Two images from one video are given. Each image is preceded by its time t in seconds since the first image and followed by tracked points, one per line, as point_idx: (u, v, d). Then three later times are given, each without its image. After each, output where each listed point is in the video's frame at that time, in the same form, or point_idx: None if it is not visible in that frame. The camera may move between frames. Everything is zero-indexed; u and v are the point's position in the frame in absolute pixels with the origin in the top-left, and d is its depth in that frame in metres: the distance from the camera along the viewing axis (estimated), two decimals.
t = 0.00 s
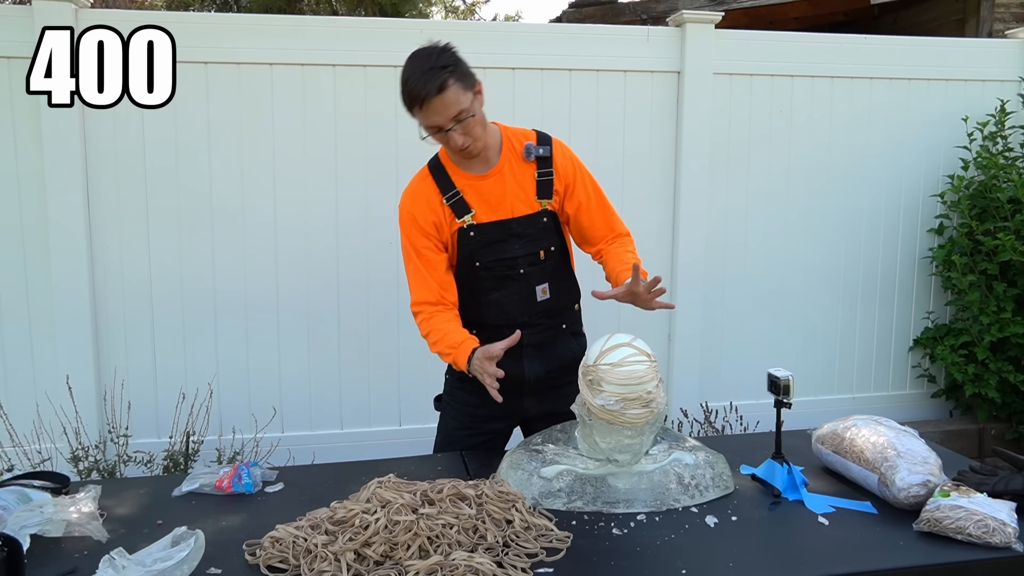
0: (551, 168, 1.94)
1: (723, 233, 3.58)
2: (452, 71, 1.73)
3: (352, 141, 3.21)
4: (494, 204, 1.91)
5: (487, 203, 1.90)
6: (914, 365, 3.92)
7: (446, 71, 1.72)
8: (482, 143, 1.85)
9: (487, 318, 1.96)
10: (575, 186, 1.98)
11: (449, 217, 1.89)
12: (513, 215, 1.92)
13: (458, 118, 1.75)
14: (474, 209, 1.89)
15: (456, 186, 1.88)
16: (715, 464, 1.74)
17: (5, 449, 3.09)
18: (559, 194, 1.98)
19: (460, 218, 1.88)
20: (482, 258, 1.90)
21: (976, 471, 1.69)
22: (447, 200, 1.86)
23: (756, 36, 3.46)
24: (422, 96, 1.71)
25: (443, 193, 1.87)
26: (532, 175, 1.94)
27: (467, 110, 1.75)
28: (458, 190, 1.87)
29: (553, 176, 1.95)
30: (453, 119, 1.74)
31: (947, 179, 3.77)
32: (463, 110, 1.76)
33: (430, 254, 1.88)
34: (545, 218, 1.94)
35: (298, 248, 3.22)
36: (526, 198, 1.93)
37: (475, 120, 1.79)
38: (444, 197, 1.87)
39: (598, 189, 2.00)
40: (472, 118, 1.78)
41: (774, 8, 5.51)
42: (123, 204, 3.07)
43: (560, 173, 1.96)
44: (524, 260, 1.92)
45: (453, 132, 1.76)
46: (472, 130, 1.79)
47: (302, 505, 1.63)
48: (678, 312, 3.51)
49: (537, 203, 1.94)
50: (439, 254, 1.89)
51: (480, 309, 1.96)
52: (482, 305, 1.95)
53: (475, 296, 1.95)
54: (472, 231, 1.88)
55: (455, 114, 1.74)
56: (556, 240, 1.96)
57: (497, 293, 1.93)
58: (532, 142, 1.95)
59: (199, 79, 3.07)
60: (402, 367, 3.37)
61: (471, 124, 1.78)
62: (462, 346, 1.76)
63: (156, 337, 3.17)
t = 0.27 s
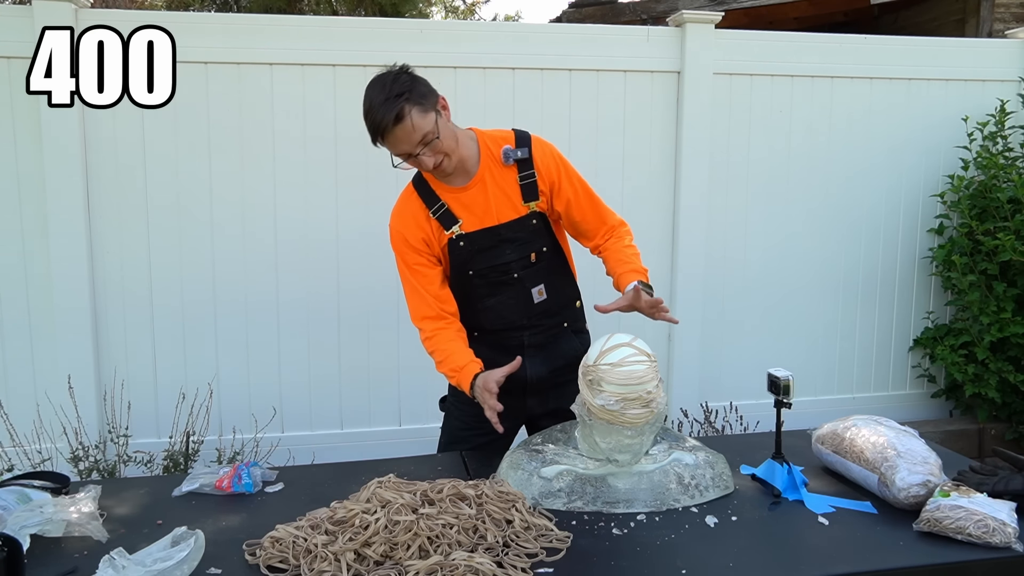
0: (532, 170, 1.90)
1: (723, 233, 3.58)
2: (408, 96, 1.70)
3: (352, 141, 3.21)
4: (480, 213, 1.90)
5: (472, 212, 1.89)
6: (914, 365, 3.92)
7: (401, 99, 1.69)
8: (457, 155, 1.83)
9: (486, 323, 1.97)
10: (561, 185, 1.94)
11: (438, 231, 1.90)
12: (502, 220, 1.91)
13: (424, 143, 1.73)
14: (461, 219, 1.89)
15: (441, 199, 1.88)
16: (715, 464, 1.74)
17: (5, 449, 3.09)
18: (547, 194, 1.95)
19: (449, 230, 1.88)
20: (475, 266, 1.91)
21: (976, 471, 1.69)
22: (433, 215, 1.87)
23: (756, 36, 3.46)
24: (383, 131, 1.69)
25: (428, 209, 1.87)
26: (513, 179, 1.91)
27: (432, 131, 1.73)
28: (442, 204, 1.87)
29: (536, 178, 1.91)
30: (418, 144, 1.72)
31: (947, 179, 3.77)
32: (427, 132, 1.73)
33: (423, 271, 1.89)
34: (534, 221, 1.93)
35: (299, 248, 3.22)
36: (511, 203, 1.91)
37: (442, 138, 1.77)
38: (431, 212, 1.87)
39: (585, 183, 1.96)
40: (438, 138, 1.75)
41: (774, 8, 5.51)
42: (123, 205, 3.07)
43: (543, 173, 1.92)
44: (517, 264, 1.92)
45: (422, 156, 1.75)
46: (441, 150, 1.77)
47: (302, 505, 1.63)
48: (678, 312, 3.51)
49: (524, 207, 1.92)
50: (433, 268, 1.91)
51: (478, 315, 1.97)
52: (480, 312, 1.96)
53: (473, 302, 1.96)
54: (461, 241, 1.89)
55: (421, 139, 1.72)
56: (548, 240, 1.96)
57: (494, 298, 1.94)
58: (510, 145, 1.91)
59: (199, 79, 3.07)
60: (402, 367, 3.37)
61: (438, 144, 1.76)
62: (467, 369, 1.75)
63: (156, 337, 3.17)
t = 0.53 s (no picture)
0: (533, 170, 1.89)
1: (723, 233, 3.58)
2: (402, 87, 1.71)
3: (352, 141, 3.21)
4: (480, 210, 1.90)
5: (473, 209, 1.90)
6: (914, 365, 3.92)
7: (395, 90, 1.70)
8: (457, 150, 1.81)
9: (485, 323, 1.97)
10: (561, 190, 1.91)
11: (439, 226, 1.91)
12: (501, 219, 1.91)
13: (419, 134, 1.73)
14: (462, 216, 1.89)
15: (443, 195, 1.89)
16: (716, 464, 1.74)
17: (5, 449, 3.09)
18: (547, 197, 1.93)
19: (449, 226, 1.89)
20: (475, 264, 1.91)
21: (976, 471, 1.69)
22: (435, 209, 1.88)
23: (756, 36, 3.46)
24: (377, 121, 1.70)
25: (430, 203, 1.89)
26: (514, 179, 1.90)
27: (427, 123, 1.72)
28: (445, 199, 1.88)
29: (536, 178, 1.90)
30: (414, 135, 1.72)
31: (947, 179, 3.78)
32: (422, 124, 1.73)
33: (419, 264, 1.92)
34: (534, 221, 1.92)
35: (299, 248, 3.22)
36: (510, 203, 1.91)
37: (440, 129, 1.76)
38: (433, 206, 1.88)
39: (586, 193, 1.92)
40: (434, 130, 1.75)
41: (774, 8, 5.51)
42: (123, 204, 3.07)
43: (544, 175, 1.90)
44: (516, 263, 1.92)
45: (419, 147, 1.75)
46: (438, 141, 1.76)
47: (303, 505, 1.63)
48: (678, 312, 3.51)
49: (524, 207, 1.91)
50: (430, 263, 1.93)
51: (477, 315, 1.97)
52: (479, 311, 1.97)
53: (472, 302, 1.96)
54: (461, 238, 1.89)
55: (415, 130, 1.72)
56: (548, 240, 1.95)
57: (493, 298, 1.94)
58: (514, 145, 1.91)
59: (199, 79, 3.07)
60: (402, 367, 3.37)
61: (435, 134, 1.75)
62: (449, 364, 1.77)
63: (156, 337, 3.17)
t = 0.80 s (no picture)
0: (546, 171, 1.90)
1: (723, 233, 3.58)
2: (435, 71, 1.70)
3: (352, 141, 3.20)
4: (486, 205, 1.91)
5: (479, 203, 1.91)
6: (914, 365, 3.92)
7: (428, 72, 1.69)
8: (471, 143, 1.82)
9: (475, 319, 1.96)
10: (570, 193, 1.92)
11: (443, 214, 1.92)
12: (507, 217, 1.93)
13: (440, 119, 1.73)
14: (467, 208, 1.91)
15: (453, 184, 1.90)
16: (716, 464, 1.74)
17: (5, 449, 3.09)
18: (555, 199, 1.94)
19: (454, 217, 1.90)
20: (473, 258, 1.91)
21: (976, 471, 1.69)
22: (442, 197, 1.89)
23: (756, 36, 3.46)
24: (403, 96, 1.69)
25: (439, 190, 1.90)
26: (525, 178, 1.92)
27: (451, 112, 1.72)
28: (454, 188, 1.89)
29: (547, 180, 1.91)
30: (432, 121, 1.72)
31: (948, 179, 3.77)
32: (444, 111, 1.73)
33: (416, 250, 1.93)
34: (538, 221, 1.92)
35: (299, 248, 3.22)
36: (518, 201, 1.92)
37: (460, 120, 1.76)
38: (441, 194, 1.89)
39: (595, 198, 1.92)
40: (456, 119, 1.75)
41: (774, 8, 5.51)
42: (123, 204, 3.07)
43: (555, 177, 1.91)
44: (514, 263, 1.92)
45: (434, 133, 1.75)
46: (455, 131, 1.76)
47: (302, 505, 1.63)
48: (678, 312, 3.51)
49: (530, 206, 1.92)
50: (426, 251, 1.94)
51: (469, 309, 1.96)
52: (472, 305, 1.96)
53: (466, 296, 1.96)
54: (463, 230, 1.90)
55: (437, 115, 1.72)
56: (549, 242, 1.95)
57: (486, 295, 1.94)
58: (530, 143, 1.92)
59: (199, 79, 3.07)
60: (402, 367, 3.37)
61: (454, 124, 1.75)
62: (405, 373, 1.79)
63: (156, 337, 3.16)
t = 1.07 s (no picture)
0: (571, 175, 1.92)
1: (723, 232, 3.58)
2: (504, 49, 1.75)
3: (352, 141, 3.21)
4: (503, 197, 1.92)
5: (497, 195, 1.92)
6: (914, 365, 3.92)
7: (498, 49, 1.73)
8: (516, 132, 1.85)
9: (472, 307, 1.96)
10: (591, 200, 1.95)
11: (460, 198, 1.93)
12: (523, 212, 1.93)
13: (502, 98, 1.75)
14: (484, 196, 1.92)
15: (475, 170, 1.91)
16: (716, 464, 1.74)
17: (5, 449, 3.09)
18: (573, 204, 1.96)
19: (470, 203, 1.91)
20: (481, 246, 1.92)
21: (976, 471, 1.69)
22: (463, 180, 1.90)
23: (756, 36, 3.46)
24: (473, 67, 1.71)
25: (460, 174, 1.91)
26: (549, 179, 1.93)
27: (514, 92, 1.76)
28: (475, 174, 1.91)
29: (570, 185, 1.93)
30: (496, 96, 1.74)
31: (948, 178, 3.77)
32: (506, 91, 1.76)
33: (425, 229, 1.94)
34: (551, 223, 1.93)
35: (299, 248, 3.22)
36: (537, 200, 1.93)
37: (516, 104, 1.80)
38: (462, 177, 1.90)
39: (613, 209, 1.97)
40: (515, 101, 1.78)
41: (774, 8, 5.51)
42: (124, 204, 3.07)
43: (579, 183, 1.94)
44: (520, 258, 1.92)
45: (493, 110, 1.77)
46: (511, 113, 1.79)
47: (302, 505, 1.63)
48: (678, 313, 3.51)
49: (548, 207, 1.93)
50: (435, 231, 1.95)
51: (468, 299, 1.96)
52: (471, 294, 1.95)
53: (467, 285, 1.96)
54: (477, 217, 1.91)
55: (500, 92, 1.74)
56: (560, 246, 1.95)
57: (486, 286, 1.94)
58: (559, 146, 1.94)
59: (200, 79, 3.07)
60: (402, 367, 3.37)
61: (513, 105, 1.79)
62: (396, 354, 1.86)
63: (156, 337, 3.16)
